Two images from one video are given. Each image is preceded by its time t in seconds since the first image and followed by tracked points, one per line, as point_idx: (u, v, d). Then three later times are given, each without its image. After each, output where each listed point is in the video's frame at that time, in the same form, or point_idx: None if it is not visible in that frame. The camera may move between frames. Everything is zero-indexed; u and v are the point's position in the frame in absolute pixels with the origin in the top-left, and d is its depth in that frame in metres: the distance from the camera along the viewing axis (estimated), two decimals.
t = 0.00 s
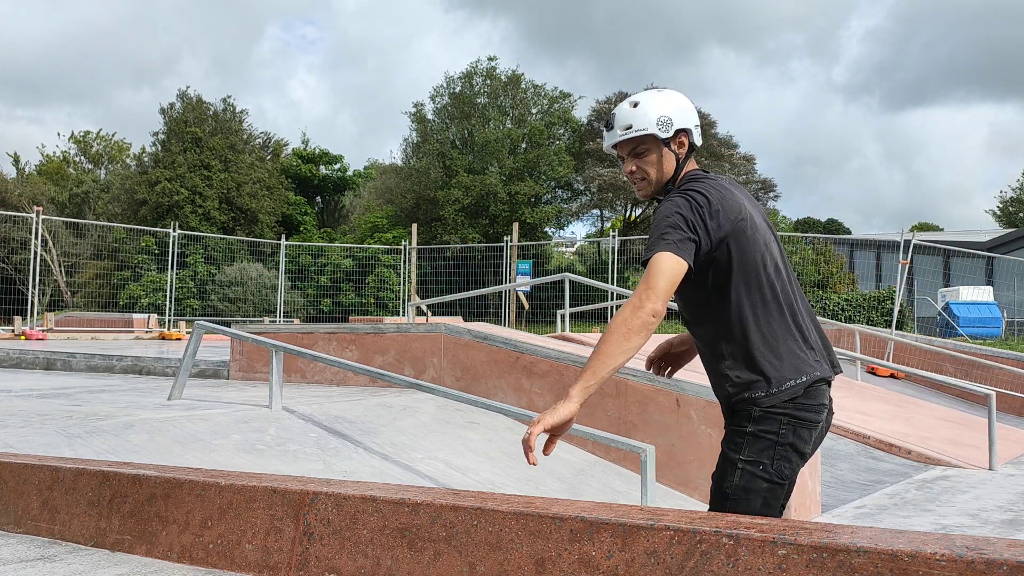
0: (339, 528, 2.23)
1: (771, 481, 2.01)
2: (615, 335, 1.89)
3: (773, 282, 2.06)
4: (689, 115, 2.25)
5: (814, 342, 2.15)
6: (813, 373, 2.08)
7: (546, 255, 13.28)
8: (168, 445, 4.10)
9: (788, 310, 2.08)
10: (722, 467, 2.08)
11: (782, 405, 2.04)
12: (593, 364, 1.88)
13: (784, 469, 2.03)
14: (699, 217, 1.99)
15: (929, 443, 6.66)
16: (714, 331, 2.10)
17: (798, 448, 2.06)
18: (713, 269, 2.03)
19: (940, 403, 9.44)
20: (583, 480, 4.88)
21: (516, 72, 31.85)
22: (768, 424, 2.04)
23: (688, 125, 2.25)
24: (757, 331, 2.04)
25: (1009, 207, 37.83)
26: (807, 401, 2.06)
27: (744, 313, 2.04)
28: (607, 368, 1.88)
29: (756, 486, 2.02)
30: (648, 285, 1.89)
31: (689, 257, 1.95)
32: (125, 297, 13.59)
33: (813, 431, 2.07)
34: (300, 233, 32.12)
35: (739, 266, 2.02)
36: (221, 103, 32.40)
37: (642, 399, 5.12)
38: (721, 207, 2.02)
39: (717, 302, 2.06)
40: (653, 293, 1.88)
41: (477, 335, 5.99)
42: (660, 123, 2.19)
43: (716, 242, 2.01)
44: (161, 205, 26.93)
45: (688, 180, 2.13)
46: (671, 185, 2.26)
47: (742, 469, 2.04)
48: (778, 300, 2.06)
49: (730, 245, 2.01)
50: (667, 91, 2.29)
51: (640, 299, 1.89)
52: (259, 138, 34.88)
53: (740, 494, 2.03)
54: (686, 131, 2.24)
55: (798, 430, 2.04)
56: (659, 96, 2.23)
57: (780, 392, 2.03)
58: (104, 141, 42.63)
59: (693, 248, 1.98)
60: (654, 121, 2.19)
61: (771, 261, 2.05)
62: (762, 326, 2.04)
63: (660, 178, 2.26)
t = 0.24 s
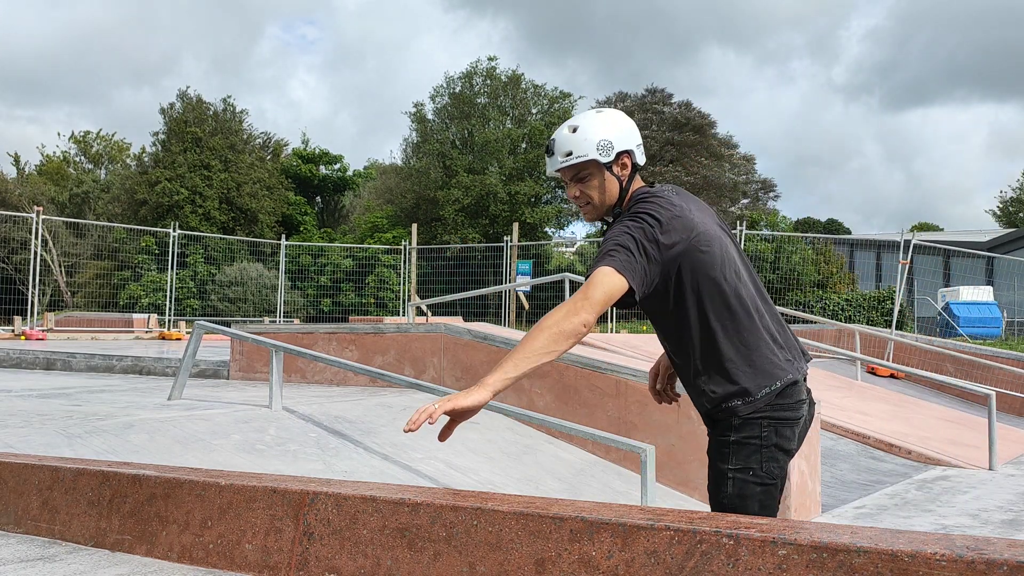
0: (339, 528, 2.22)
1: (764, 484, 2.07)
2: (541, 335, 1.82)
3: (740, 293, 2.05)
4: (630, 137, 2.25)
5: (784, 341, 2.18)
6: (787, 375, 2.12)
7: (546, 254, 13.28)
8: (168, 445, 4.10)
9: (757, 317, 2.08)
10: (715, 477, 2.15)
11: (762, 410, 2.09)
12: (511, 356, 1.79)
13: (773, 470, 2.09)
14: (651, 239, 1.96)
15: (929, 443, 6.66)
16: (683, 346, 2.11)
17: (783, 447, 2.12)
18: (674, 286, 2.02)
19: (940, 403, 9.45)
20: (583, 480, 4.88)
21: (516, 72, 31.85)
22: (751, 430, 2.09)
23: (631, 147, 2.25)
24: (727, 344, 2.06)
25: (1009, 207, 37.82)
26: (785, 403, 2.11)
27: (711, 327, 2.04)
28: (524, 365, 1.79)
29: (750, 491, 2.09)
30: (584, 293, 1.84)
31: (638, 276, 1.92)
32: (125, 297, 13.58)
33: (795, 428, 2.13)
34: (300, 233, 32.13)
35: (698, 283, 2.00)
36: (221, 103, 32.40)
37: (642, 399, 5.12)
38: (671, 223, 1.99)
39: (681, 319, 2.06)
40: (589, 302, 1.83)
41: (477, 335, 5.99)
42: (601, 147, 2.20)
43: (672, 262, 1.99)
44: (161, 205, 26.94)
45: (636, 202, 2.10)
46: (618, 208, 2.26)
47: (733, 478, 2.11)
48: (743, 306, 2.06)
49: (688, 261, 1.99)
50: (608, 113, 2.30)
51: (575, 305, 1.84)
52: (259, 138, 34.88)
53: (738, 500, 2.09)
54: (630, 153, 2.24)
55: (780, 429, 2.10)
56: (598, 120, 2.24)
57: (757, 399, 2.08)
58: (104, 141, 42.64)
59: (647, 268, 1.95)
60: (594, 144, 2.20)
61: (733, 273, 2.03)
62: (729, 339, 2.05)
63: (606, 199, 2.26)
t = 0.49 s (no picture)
0: (339, 529, 2.22)
1: (767, 487, 2.13)
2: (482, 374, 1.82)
3: (701, 307, 2.03)
4: (571, 170, 2.21)
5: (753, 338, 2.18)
6: (763, 377, 2.14)
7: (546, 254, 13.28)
8: (168, 445, 4.10)
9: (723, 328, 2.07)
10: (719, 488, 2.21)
11: (748, 418, 2.13)
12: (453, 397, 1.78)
13: (772, 470, 2.16)
14: (598, 274, 1.91)
15: (929, 443, 6.66)
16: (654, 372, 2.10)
17: (776, 446, 2.18)
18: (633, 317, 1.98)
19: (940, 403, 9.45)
20: (583, 480, 4.88)
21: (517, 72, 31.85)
22: (742, 437, 2.14)
23: (572, 183, 2.21)
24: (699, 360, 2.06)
25: (1009, 207, 37.80)
26: (767, 404, 2.15)
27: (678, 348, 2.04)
28: (469, 402, 1.78)
29: (756, 497, 2.15)
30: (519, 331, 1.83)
31: (584, 311, 1.88)
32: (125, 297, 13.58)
33: (784, 426, 2.19)
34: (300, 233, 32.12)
35: (657, 308, 1.98)
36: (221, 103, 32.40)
37: (642, 399, 5.11)
38: (615, 252, 1.94)
39: (647, 347, 2.04)
40: (527, 335, 1.82)
41: (477, 335, 5.99)
42: (540, 183, 2.15)
43: (626, 294, 1.94)
44: (162, 205, 26.96)
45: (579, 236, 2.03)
46: (561, 245, 2.22)
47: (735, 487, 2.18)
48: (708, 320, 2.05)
49: (642, 289, 1.95)
50: (547, 146, 2.26)
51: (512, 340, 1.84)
52: (259, 138, 34.88)
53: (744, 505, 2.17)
54: (570, 188, 2.20)
55: (769, 429, 2.15)
56: (537, 154, 2.20)
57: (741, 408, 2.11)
58: (103, 141, 42.65)
59: (600, 306, 1.92)
60: (532, 181, 2.15)
61: (690, 291, 2.01)
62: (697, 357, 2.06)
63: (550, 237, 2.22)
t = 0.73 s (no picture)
0: (339, 528, 2.21)
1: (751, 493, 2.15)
2: (472, 393, 1.81)
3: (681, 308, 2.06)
4: (492, 214, 2.12)
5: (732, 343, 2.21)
6: (747, 378, 2.15)
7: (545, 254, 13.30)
8: (167, 445, 4.10)
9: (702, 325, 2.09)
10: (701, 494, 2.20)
11: (734, 421, 2.13)
12: (447, 426, 1.78)
13: (755, 477, 2.17)
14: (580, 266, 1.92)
15: (929, 443, 6.66)
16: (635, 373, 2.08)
17: (758, 452, 2.20)
18: (614, 313, 1.98)
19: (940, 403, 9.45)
20: (583, 480, 4.89)
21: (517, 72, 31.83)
22: (728, 443, 2.15)
23: (501, 222, 2.13)
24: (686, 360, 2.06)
25: (1009, 207, 37.76)
26: (750, 408, 2.16)
27: (663, 345, 2.02)
28: (462, 428, 1.78)
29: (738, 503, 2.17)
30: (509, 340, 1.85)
31: (569, 307, 1.87)
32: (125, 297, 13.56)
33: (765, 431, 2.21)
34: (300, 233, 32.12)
35: (640, 301, 1.98)
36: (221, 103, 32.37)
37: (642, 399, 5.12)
38: (594, 248, 1.96)
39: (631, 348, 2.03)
40: (514, 349, 1.84)
41: (477, 335, 5.98)
42: (476, 251, 2.09)
43: (608, 284, 1.95)
44: (161, 205, 26.96)
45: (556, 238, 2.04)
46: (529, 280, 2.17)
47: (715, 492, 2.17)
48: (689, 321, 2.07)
49: (623, 281, 1.96)
50: (458, 208, 2.17)
51: (499, 355, 1.84)
52: (259, 138, 34.87)
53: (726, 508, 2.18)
54: (503, 229, 2.12)
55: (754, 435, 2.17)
56: (454, 228, 2.12)
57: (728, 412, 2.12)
58: (103, 141, 42.64)
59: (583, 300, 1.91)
60: (468, 255, 2.10)
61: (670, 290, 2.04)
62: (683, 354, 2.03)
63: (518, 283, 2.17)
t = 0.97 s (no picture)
0: (338, 529, 2.21)
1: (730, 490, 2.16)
2: (473, 393, 1.81)
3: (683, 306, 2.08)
4: (477, 228, 2.13)
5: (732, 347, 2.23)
6: (744, 381, 2.16)
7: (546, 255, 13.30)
8: (167, 445, 4.10)
9: (703, 321, 2.13)
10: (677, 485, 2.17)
11: (731, 418, 2.13)
12: (447, 427, 1.78)
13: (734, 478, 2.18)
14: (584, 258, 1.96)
15: (930, 443, 6.66)
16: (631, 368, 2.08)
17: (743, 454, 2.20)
18: (616, 302, 2.00)
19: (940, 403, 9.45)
20: (583, 481, 4.89)
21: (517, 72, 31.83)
22: (718, 442, 2.14)
23: (484, 238, 2.13)
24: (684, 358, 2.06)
25: (1010, 207, 37.71)
26: (747, 407, 2.17)
27: (663, 340, 2.03)
28: (462, 429, 1.78)
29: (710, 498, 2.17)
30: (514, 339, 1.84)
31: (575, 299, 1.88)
32: (125, 297, 13.54)
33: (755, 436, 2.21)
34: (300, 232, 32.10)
35: (643, 291, 2.01)
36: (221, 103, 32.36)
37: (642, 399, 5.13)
38: (597, 244, 2.01)
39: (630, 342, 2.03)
40: (517, 347, 1.84)
41: (477, 335, 5.97)
42: (462, 271, 2.11)
43: (612, 273, 1.98)
44: (161, 205, 26.97)
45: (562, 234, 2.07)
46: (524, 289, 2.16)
47: (693, 486, 2.15)
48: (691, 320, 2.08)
49: (627, 271, 2.01)
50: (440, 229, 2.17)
51: (502, 353, 1.84)
52: (259, 138, 34.86)
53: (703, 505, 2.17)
54: (488, 243, 2.12)
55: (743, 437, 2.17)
56: (439, 251, 2.14)
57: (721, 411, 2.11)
58: (103, 141, 42.64)
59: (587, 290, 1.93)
60: (455, 276, 2.12)
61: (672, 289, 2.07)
62: (686, 346, 2.04)
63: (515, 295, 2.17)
